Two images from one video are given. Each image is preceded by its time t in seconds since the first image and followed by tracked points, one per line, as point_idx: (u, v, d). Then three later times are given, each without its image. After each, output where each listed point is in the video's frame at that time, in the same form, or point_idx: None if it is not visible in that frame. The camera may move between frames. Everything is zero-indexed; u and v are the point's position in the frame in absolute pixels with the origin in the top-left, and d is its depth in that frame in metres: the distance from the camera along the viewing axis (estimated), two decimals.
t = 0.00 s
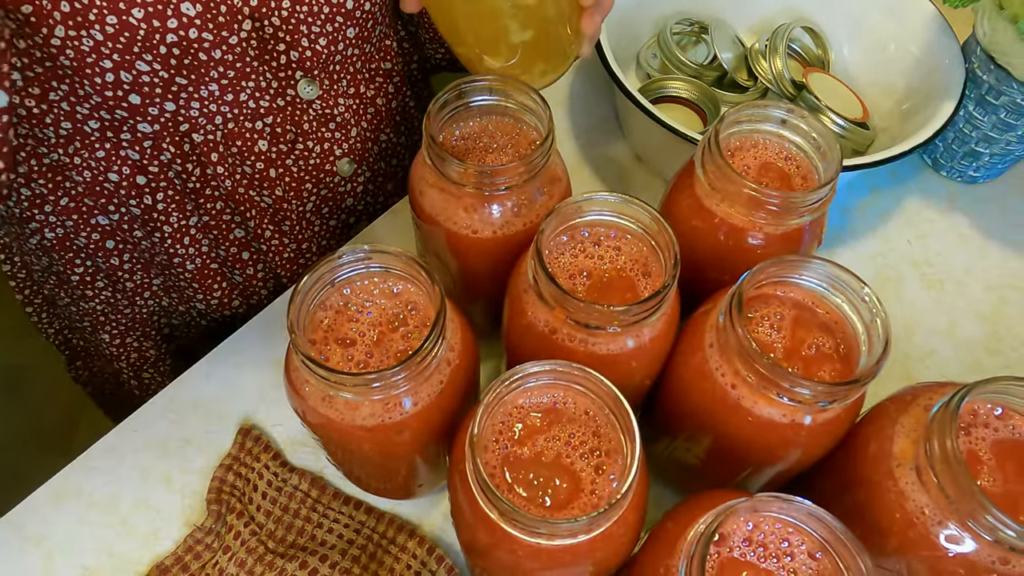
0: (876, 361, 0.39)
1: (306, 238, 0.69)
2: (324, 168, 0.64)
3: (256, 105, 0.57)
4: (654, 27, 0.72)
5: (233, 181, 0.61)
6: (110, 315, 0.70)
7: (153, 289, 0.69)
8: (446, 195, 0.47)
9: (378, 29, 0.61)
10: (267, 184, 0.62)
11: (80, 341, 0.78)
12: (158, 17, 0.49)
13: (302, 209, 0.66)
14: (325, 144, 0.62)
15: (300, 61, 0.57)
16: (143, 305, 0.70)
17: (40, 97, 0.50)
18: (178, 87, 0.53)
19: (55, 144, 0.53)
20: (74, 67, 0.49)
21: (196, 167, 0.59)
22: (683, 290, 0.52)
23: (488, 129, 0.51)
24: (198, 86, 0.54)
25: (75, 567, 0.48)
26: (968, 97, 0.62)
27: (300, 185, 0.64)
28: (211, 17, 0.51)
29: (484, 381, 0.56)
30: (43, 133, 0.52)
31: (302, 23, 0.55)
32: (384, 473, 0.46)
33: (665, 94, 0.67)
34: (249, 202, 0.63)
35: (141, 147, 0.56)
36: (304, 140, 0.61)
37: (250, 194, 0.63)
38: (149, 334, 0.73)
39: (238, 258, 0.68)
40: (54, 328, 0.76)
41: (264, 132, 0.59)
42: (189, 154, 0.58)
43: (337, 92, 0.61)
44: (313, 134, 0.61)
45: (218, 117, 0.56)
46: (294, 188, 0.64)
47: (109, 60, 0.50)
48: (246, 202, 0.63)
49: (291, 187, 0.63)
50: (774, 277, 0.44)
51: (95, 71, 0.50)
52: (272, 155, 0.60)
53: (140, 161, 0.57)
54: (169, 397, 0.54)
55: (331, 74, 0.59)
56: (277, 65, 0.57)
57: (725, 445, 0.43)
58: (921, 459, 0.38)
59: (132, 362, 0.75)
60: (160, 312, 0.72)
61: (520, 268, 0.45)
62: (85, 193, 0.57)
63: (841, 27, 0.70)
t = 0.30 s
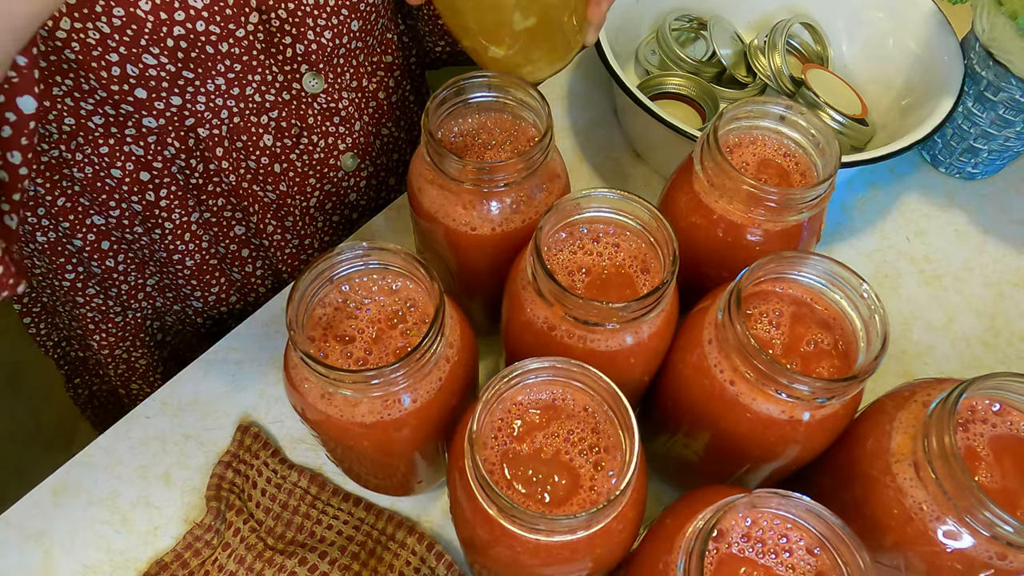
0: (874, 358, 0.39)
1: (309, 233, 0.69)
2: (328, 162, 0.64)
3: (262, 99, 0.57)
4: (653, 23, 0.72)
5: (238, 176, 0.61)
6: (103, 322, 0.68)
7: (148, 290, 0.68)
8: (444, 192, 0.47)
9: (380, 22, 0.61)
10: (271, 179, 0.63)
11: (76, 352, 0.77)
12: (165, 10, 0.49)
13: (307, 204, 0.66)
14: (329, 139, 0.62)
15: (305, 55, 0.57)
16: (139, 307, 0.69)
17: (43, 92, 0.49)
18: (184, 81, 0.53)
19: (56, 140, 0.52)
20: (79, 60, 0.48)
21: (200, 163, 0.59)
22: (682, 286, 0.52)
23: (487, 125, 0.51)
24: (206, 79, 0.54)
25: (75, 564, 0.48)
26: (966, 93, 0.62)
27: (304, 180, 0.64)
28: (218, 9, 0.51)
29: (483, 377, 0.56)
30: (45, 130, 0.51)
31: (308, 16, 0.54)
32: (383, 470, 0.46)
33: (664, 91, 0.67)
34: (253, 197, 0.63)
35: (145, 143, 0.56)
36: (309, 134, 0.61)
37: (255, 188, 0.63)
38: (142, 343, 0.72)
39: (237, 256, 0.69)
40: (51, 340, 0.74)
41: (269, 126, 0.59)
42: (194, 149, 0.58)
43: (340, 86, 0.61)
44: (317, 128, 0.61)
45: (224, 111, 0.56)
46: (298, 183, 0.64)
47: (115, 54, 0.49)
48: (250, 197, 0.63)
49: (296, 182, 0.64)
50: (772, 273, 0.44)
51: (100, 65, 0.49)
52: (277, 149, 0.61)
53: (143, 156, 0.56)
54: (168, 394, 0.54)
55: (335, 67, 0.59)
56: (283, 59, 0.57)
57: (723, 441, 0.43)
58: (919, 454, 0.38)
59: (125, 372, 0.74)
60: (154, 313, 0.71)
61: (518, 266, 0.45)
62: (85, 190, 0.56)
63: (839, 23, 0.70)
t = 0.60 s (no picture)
0: (873, 355, 0.39)
1: (304, 239, 0.69)
2: (322, 168, 0.64)
3: (254, 106, 0.57)
4: (653, 20, 0.72)
5: (231, 183, 0.62)
6: (106, 325, 0.70)
7: (147, 298, 0.68)
8: (443, 190, 0.47)
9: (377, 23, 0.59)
10: (264, 186, 0.63)
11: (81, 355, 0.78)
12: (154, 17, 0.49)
13: (300, 210, 0.66)
14: (323, 144, 0.63)
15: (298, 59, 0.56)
16: (138, 314, 0.69)
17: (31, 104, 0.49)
18: (175, 89, 0.53)
19: (50, 152, 0.53)
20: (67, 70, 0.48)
21: (192, 170, 0.60)
22: (681, 283, 0.52)
23: (486, 123, 0.51)
24: (196, 87, 0.54)
25: (75, 562, 0.48)
26: (965, 91, 0.62)
27: (298, 186, 0.64)
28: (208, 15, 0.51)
29: (482, 375, 0.56)
30: (37, 139, 0.52)
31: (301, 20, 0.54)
32: (382, 468, 0.46)
33: (663, 88, 0.67)
34: (247, 204, 0.64)
35: (136, 151, 0.56)
36: (302, 140, 0.61)
37: (248, 195, 0.63)
38: (145, 351, 0.74)
39: (233, 262, 0.69)
40: (56, 341, 0.76)
41: (262, 132, 0.59)
42: (186, 156, 0.58)
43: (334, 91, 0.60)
44: (311, 134, 0.61)
45: (215, 118, 0.56)
46: (292, 190, 0.64)
47: (103, 63, 0.49)
48: (243, 204, 0.64)
49: (290, 189, 0.64)
50: (771, 270, 0.44)
51: (89, 75, 0.50)
52: (270, 155, 0.61)
53: (136, 165, 0.56)
54: (166, 392, 0.54)
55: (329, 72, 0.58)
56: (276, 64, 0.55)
57: (722, 439, 0.43)
58: (918, 451, 0.38)
59: (131, 378, 0.77)
60: (155, 321, 0.72)
61: (517, 263, 0.45)
62: (80, 200, 0.56)
63: (839, 20, 0.69)
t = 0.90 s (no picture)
0: (872, 353, 0.39)
1: (291, 245, 0.69)
2: (309, 175, 0.63)
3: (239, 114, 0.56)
4: (652, 16, 0.71)
5: (216, 190, 0.61)
6: (94, 325, 0.70)
7: (134, 303, 0.68)
8: (442, 188, 0.47)
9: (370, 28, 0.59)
10: (250, 193, 0.62)
11: (75, 353, 0.78)
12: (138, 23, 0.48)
13: (287, 216, 0.66)
14: (311, 152, 0.62)
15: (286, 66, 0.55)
16: (126, 317, 0.70)
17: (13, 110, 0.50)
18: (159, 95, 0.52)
19: (35, 157, 0.53)
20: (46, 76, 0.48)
21: (177, 176, 0.59)
22: (680, 281, 0.52)
23: (485, 120, 0.51)
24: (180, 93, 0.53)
25: (75, 559, 0.48)
26: (964, 88, 0.62)
27: (284, 193, 0.64)
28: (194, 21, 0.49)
29: (481, 372, 0.56)
30: (21, 142, 0.52)
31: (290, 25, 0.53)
32: (382, 466, 0.46)
33: (662, 85, 0.67)
34: (232, 210, 0.63)
35: (120, 157, 0.55)
36: (289, 148, 0.60)
37: (234, 202, 0.62)
38: (134, 354, 0.74)
39: (220, 267, 0.68)
40: (49, 339, 0.75)
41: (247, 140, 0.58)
42: (170, 163, 0.58)
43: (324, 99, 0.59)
44: (298, 141, 0.60)
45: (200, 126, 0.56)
46: (279, 197, 0.64)
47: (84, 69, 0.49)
48: (229, 210, 0.63)
49: (276, 195, 0.64)
50: (770, 268, 0.44)
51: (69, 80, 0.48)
52: (256, 163, 0.60)
53: (120, 171, 0.56)
54: (166, 390, 0.54)
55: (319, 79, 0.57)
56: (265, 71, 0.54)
57: (721, 436, 0.43)
58: (917, 448, 0.39)
59: (123, 379, 0.78)
60: (144, 324, 0.72)
61: (516, 260, 0.45)
62: (65, 205, 0.57)
63: (838, 17, 0.69)
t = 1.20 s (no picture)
0: (871, 350, 0.39)
1: (279, 245, 0.69)
2: (298, 175, 0.64)
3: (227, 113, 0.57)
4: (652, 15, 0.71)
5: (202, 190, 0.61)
6: (78, 324, 0.70)
7: (119, 302, 0.69)
8: (441, 186, 0.47)
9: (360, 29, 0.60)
10: (237, 193, 0.63)
11: (62, 351, 0.77)
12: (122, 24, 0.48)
13: (275, 216, 0.66)
14: (299, 152, 0.63)
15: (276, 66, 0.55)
16: (112, 316, 0.70)
17: None
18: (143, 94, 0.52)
19: (17, 154, 0.53)
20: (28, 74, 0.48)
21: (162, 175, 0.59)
22: (680, 279, 0.52)
23: (484, 118, 0.51)
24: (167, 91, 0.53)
25: (75, 558, 0.48)
26: (964, 86, 0.62)
27: (272, 193, 0.64)
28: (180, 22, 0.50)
29: (480, 371, 0.56)
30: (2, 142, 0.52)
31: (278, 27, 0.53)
32: (381, 464, 0.46)
33: (661, 83, 0.67)
34: (219, 210, 0.63)
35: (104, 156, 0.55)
36: (278, 147, 0.61)
37: (220, 202, 0.63)
38: (119, 352, 0.75)
39: (206, 267, 0.68)
40: (37, 336, 0.75)
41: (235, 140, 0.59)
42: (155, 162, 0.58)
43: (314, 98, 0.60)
44: (287, 141, 0.61)
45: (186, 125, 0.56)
46: (267, 197, 0.64)
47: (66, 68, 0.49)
48: (215, 210, 0.63)
49: (264, 195, 0.64)
50: (769, 266, 0.44)
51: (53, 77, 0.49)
52: (244, 163, 0.60)
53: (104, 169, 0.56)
54: (165, 389, 0.54)
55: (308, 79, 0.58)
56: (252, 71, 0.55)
57: (720, 435, 0.43)
58: (916, 446, 0.39)
59: (104, 378, 0.78)
60: (127, 322, 0.72)
61: (516, 258, 0.45)
62: (49, 203, 0.57)
63: (838, 15, 0.69)
